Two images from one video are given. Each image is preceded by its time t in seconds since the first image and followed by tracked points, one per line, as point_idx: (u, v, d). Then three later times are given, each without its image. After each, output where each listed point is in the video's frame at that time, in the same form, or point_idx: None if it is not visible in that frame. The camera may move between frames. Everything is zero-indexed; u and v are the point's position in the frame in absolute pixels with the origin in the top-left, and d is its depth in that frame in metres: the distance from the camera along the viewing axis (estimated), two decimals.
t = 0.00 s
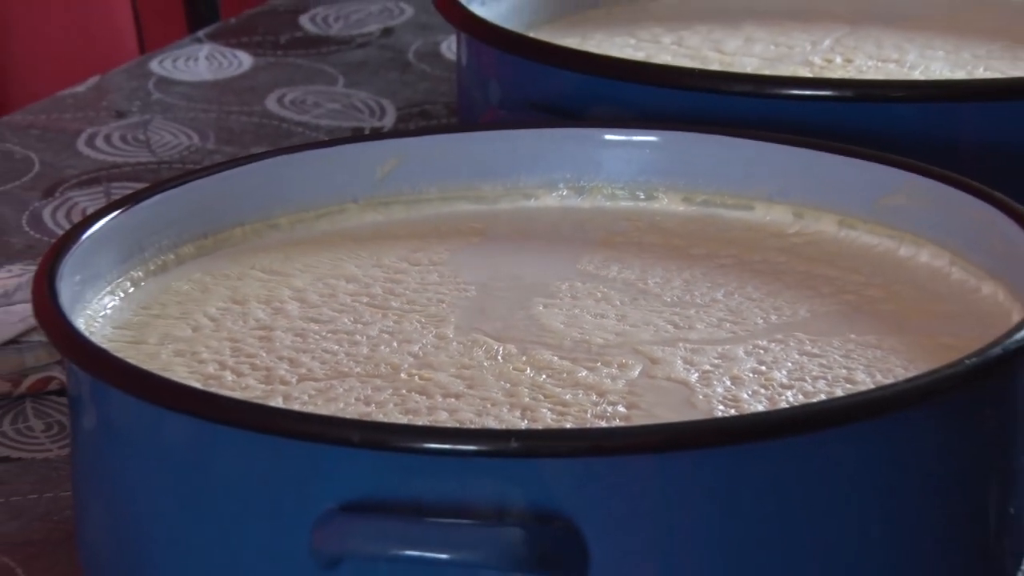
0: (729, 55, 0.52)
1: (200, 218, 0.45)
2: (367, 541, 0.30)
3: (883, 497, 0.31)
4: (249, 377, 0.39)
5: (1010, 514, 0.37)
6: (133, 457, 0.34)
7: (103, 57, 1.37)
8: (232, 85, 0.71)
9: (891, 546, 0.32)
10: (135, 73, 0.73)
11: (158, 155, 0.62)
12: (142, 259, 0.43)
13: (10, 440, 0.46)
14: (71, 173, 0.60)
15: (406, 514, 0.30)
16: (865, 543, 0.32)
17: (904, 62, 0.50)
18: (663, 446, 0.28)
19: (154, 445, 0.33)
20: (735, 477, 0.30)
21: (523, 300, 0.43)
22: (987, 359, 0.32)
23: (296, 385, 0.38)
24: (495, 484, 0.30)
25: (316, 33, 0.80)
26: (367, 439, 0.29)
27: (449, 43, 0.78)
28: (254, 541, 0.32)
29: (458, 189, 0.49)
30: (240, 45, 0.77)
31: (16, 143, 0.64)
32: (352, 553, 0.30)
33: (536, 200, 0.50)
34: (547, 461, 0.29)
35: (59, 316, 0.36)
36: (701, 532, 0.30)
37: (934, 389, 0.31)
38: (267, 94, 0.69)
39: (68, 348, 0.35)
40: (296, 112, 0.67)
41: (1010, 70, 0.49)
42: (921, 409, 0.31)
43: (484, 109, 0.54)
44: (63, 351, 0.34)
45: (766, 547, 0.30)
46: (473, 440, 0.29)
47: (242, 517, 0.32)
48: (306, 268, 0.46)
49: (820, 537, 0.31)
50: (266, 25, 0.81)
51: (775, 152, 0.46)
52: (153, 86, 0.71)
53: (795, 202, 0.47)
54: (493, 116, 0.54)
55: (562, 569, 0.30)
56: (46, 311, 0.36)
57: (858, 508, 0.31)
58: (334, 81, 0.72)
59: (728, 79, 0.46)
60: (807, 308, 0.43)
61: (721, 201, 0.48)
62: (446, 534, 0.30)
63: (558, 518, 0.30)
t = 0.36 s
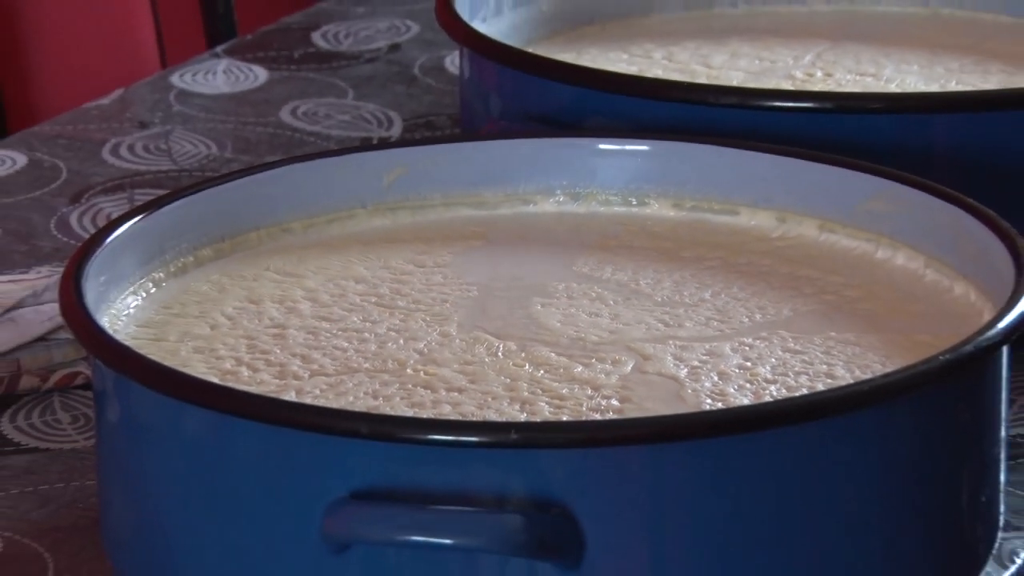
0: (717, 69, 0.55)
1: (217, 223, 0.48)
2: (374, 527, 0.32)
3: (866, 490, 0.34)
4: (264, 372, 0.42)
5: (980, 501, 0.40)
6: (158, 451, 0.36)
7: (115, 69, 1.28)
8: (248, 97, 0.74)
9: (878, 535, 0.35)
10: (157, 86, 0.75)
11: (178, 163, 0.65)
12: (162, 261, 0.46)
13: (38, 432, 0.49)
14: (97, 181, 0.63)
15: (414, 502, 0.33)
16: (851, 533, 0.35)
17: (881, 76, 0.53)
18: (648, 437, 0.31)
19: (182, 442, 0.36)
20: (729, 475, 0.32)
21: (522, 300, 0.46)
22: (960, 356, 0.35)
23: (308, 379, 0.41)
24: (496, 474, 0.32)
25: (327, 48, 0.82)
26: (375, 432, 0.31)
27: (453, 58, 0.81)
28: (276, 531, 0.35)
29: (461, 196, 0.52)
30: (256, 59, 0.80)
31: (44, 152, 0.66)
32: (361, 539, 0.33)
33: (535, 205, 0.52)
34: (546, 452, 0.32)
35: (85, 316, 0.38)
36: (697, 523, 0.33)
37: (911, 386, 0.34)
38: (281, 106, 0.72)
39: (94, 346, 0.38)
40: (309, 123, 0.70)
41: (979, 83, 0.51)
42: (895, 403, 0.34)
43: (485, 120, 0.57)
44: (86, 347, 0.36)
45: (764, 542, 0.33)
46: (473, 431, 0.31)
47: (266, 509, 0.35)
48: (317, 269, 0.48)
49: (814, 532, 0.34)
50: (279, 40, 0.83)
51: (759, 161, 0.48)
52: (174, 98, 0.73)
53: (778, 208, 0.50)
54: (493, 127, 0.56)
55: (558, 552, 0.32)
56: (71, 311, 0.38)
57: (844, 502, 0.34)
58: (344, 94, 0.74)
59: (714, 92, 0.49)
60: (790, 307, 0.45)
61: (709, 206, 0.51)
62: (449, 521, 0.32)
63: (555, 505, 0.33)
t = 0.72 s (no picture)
0: (705, 81, 0.58)
1: (233, 227, 0.50)
2: (382, 513, 0.35)
3: (845, 482, 0.37)
4: (278, 367, 0.44)
5: (955, 491, 0.42)
6: (179, 443, 0.39)
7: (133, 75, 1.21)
8: (264, 108, 0.76)
9: (857, 524, 0.38)
10: (177, 97, 0.78)
11: (197, 171, 0.67)
12: (183, 263, 0.49)
13: (64, 424, 0.52)
14: (120, 187, 0.65)
15: (421, 490, 0.35)
16: (831, 524, 0.37)
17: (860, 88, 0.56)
18: (638, 429, 0.34)
19: (204, 436, 0.38)
20: (716, 468, 0.35)
21: (522, 299, 0.49)
22: (937, 353, 0.38)
23: (320, 374, 0.44)
24: (497, 464, 0.35)
25: (337, 62, 0.85)
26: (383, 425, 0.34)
27: (457, 71, 0.83)
28: (295, 520, 0.38)
29: (463, 201, 0.55)
30: (271, 73, 0.83)
31: (70, 160, 0.69)
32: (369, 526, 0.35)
33: (533, 210, 0.55)
34: (545, 445, 0.35)
35: (109, 314, 0.41)
36: (684, 512, 0.35)
37: (888, 383, 0.36)
38: (294, 116, 0.75)
39: (117, 344, 0.40)
40: (320, 133, 0.73)
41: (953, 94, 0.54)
42: (872, 398, 0.37)
43: (487, 128, 0.59)
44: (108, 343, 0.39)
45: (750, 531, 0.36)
46: (474, 424, 0.34)
47: (285, 499, 0.37)
48: (328, 270, 0.51)
49: (797, 523, 0.37)
50: (292, 54, 0.86)
51: (746, 169, 0.51)
52: (193, 109, 0.76)
53: (763, 213, 0.52)
54: (494, 136, 0.59)
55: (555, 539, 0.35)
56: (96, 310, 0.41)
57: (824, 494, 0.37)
58: (354, 106, 0.77)
59: (703, 104, 0.51)
60: (775, 306, 0.48)
61: (698, 210, 0.54)
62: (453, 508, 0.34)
63: (552, 494, 0.35)
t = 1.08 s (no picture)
0: (694, 93, 0.61)
1: (248, 230, 0.53)
2: (392, 501, 0.38)
3: (824, 474, 0.40)
4: (290, 364, 0.47)
5: (931, 481, 0.45)
6: (200, 435, 0.42)
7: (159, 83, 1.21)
8: (278, 119, 0.79)
9: (835, 514, 0.41)
10: (196, 109, 0.81)
11: (215, 178, 0.70)
12: (200, 264, 0.52)
13: (89, 417, 0.55)
14: (142, 193, 0.68)
15: (426, 480, 0.38)
16: (810, 513, 0.40)
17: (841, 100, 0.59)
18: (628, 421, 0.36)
19: (224, 429, 0.41)
20: (702, 460, 0.38)
21: (522, 299, 0.52)
22: (911, 352, 0.40)
23: (330, 370, 0.46)
24: (499, 455, 0.38)
25: (347, 75, 0.88)
26: (390, 417, 0.37)
27: (460, 84, 0.86)
28: (309, 509, 0.40)
29: (465, 206, 0.58)
30: (285, 85, 0.85)
31: (95, 167, 0.72)
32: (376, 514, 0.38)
33: (532, 215, 0.58)
34: (544, 436, 0.37)
35: (130, 314, 0.44)
36: (672, 501, 0.38)
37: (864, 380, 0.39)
38: (305, 126, 0.78)
39: (138, 342, 0.43)
40: (330, 141, 0.75)
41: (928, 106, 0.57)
42: (849, 392, 0.39)
43: (488, 137, 0.62)
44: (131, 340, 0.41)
45: (733, 520, 0.39)
46: (477, 416, 0.37)
47: (301, 489, 0.40)
48: (338, 272, 0.54)
49: (778, 513, 0.39)
50: (304, 68, 0.89)
51: (734, 177, 0.54)
52: (211, 120, 0.79)
53: (750, 218, 0.55)
54: (495, 144, 0.62)
55: (553, 525, 0.38)
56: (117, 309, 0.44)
57: (804, 485, 0.40)
58: (362, 116, 0.80)
59: (693, 114, 0.54)
60: (760, 305, 0.51)
61: (687, 215, 0.56)
62: (458, 496, 0.37)
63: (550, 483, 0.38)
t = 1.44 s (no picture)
0: (685, 104, 0.64)
1: (261, 234, 0.56)
2: (397, 490, 0.40)
3: (805, 466, 0.43)
4: (301, 360, 0.49)
5: (908, 473, 0.48)
6: (218, 427, 0.45)
7: (177, 94, 1.24)
8: (290, 128, 0.82)
9: (816, 502, 0.43)
10: (212, 119, 0.84)
11: (230, 185, 0.73)
12: (216, 266, 0.54)
13: (110, 411, 0.58)
14: (161, 199, 0.71)
15: (430, 469, 0.41)
16: (793, 503, 0.43)
17: (824, 111, 0.61)
18: (620, 415, 0.39)
19: (241, 422, 0.44)
20: (689, 451, 0.41)
21: (522, 300, 0.54)
22: (888, 351, 0.43)
23: (339, 365, 0.49)
24: (500, 447, 0.40)
25: (355, 87, 0.91)
26: (395, 410, 0.40)
27: (462, 95, 0.89)
28: (323, 498, 0.43)
29: (468, 211, 0.61)
30: (297, 96, 0.88)
31: (117, 174, 0.75)
32: (381, 503, 0.41)
33: (531, 218, 0.61)
34: (542, 429, 0.40)
35: (150, 313, 0.46)
36: (660, 489, 0.41)
37: (842, 377, 0.42)
38: (316, 135, 0.81)
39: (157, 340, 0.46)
40: (339, 150, 0.78)
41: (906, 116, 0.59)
42: (827, 388, 0.42)
43: (489, 145, 0.65)
44: (151, 338, 0.44)
45: (717, 507, 0.42)
46: (477, 410, 0.39)
47: (314, 478, 0.43)
48: (346, 274, 0.57)
49: (760, 501, 0.42)
50: (315, 80, 0.92)
51: (723, 182, 0.57)
52: (227, 129, 0.82)
53: (737, 222, 0.58)
54: (495, 152, 0.65)
55: (549, 512, 0.41)
56: (139, 309, 0.47)
57: (786, 476, 0.42)
58: (369, 125, 0.83)
59: (683, 124, 0.57)
60: (747, 305, 0.54)
61: (678, 219, 0.59)
62: (461, 485, 0.40)
63: (547, 472, 0.41)
